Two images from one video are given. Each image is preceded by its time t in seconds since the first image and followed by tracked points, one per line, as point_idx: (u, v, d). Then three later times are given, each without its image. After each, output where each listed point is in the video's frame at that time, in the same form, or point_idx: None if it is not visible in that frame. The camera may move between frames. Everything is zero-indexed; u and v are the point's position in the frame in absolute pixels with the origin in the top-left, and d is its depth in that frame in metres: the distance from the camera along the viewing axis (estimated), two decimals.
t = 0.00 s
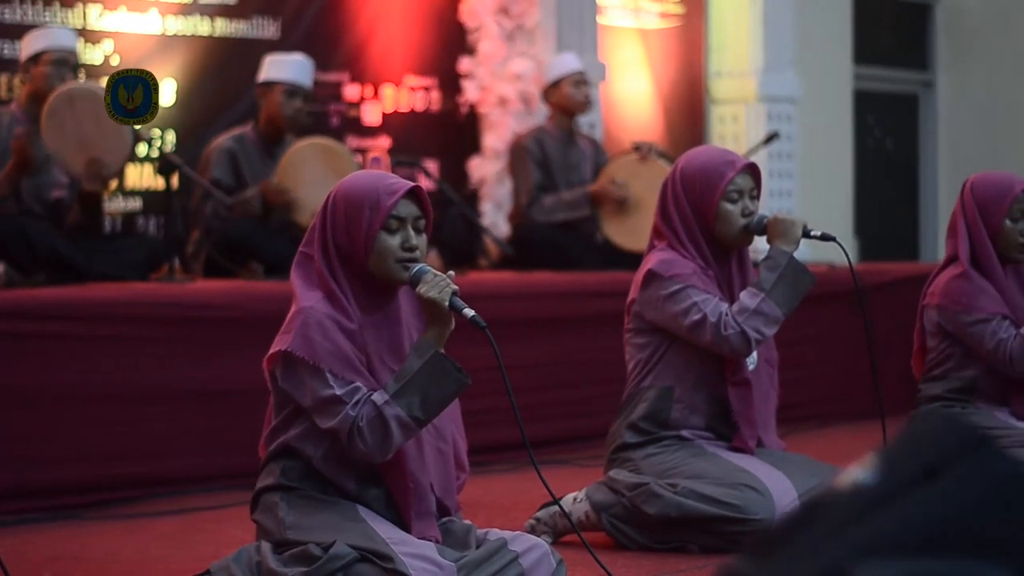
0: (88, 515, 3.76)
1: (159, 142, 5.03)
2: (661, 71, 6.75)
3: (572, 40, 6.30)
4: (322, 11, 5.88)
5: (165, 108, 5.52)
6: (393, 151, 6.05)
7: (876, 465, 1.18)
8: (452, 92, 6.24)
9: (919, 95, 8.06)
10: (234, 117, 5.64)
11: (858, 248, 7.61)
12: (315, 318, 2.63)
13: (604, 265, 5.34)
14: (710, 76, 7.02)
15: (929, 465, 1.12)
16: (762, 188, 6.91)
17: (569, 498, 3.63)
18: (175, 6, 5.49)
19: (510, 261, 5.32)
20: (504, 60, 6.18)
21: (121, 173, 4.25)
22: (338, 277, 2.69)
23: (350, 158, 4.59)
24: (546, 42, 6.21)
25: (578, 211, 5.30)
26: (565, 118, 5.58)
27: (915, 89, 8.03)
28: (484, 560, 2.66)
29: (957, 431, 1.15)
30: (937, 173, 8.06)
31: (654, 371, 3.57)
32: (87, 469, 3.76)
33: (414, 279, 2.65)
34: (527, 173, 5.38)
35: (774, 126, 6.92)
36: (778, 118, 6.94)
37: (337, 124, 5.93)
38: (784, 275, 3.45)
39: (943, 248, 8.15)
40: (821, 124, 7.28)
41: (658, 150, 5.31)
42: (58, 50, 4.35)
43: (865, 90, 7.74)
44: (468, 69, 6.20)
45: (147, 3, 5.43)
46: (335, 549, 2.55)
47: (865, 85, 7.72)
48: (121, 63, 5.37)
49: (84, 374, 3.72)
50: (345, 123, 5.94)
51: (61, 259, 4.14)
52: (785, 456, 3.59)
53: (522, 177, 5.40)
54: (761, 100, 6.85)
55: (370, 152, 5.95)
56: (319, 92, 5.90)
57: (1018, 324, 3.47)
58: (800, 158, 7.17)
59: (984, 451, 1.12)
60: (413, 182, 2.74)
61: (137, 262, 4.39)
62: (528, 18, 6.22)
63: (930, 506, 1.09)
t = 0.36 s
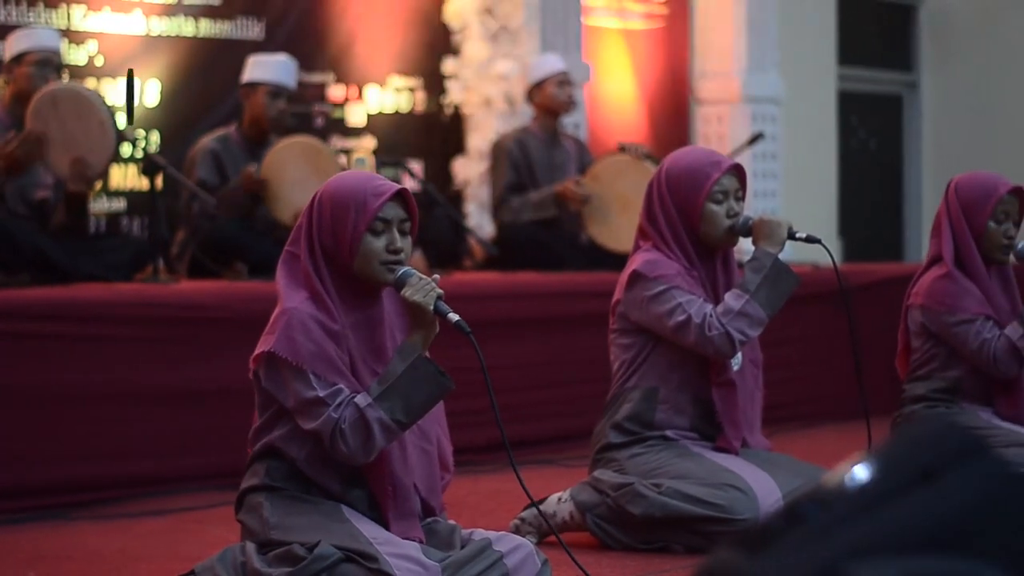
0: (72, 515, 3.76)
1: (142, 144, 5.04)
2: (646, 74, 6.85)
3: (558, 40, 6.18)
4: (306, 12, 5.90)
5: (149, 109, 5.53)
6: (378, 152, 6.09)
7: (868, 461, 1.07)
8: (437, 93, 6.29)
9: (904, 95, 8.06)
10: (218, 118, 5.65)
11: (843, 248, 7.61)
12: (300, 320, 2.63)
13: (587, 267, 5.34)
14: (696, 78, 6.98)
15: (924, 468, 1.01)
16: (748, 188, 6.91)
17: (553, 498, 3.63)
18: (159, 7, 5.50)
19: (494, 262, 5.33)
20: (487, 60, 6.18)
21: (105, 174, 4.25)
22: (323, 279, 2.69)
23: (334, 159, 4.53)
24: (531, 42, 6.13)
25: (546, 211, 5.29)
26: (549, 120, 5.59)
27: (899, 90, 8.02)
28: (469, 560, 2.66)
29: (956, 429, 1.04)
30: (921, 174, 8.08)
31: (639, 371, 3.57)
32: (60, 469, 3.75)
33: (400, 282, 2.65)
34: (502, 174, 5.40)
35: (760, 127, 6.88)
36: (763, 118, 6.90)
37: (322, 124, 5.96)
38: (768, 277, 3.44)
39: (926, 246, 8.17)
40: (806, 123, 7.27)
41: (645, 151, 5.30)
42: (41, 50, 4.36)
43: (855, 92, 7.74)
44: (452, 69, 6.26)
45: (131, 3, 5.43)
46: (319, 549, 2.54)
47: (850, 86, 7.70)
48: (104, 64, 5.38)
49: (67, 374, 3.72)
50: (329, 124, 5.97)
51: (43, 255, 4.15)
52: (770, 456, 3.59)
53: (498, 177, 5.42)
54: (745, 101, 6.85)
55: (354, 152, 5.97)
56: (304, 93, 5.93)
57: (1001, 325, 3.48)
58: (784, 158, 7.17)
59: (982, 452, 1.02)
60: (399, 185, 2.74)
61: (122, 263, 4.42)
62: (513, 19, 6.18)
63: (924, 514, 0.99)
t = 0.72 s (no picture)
0: (55, 516, 3.75)
1: (124, 143, 5.06)
2: (630, 73, 6.98)
3: (541, 39, 6.30)
4: (289, 11, 5.92)
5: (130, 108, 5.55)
6: (361, 151, 6.12)
7: (848, 458, 1.01)
8: (420, 93, 6.30)
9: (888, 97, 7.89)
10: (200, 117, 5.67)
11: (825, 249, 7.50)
12: (282, 321, 2.61)
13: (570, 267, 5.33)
14: (678, 76, 7.13)
15: (918, 466, 0.97)
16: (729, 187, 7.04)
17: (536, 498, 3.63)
18: (141, 6, 5.52)
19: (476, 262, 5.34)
20: (470, 59, 6.20)
21: (87, 173, 4.24)
22: (305, 277, 2.67)
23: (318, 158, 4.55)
24: (514, 42, 6.20)
25: (540, 206, 5.30)
26: (531, 119, 5.58)
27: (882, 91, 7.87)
28: (452, 560, 2.66)
29: (945, 431, 1.01)
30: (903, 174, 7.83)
31: (621, 371, 3.56)
32: (63, 470, 3.77)
33: (379, 280, 2.65)
34: (491, 173, 5.41)
35: (741, 126, 6.97)
36: (744, 118, 6.99)
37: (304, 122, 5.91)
38: (752, 276, 3.43)
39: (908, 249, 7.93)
40: (790, 124, 7.33)
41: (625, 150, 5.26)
42: (22, 49, 4.36)
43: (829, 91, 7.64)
44: (434, 69, 6.25)
45: (113, 2, 5.45)
46: (301, 550, 2.54)
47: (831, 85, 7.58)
48: (86, 63, 5.40)
49: (49, 373, 3.71)
50: (311, 123, 5.97)
51: (24, 259, 4.12)
52: (752, 455, 3.58)
53: (487, 177, 5.42)
54: (728, 101, 6.94)
55: (336, 152, 6.00)
56: (286, 93, 5.94)
57: (982, 325, 3.50)
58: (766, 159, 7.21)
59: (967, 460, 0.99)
60: (379, 182, 2.74)
61: (105, 262, 4.38)
62: (495, 18, 6.20)
63: (912, 515, 0.95)
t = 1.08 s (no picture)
0: (35, 516, 3.74)
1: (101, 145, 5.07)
2: (608, 73, 6.98)
3: (518, 40, 6.31)
4: (267, 11, 5.93)
5: (107, 108, 5.57)
6: (340, 152, 6.09)
7: (840, 463, 0.97)
8: (399, 93, 6.30)
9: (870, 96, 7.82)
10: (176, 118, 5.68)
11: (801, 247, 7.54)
12: (260, 320, 2.60)
13: (548, 267, 5.33)
14: (658, 77, 7.00)
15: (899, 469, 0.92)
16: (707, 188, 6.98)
17: (515, 498, 3.63)
18: (119, 6, 5.52)
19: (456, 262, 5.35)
20: (448, 59, 6.24)
21: (65, 173, 4.24)
22: (283, 277, 2.66)
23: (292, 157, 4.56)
24: (492, 42, 6.24)
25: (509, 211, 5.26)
26: (510, 120, 5.56)
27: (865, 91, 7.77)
28: (430, 560, 2.66)
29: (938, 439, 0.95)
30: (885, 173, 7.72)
31: (601, 371, 3.56)
32: (43, 471, 3.76)
33: (359, 280, 2.63)
34: (468, 174, 5.38)
35: (719, 127, 6.88)
36: (722, 118, 6.90)
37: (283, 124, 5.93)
38: (731, 275, 3.43)
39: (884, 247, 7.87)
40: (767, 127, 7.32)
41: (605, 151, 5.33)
42: None
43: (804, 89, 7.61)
44: (413, 69, 6.27)
45: (91, 2, 5.46)
46: (280, 550, 2.53)
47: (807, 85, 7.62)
48: (64, 62, 5.41)
49: (29, 374, 3.70)
50: (288, 124, 5.94)
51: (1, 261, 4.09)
52: (730, 456, 3.59)
53: (463, 177, 5.39)
54: (706, 102, 6.86)
55: (314, 152, 6.02)
56: (264, 94, 5.93)
57: (959, 325, 3.51)
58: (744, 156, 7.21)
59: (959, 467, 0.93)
60: (357, 182, 2.73)
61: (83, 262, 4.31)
62: (474, 18, 6.25)
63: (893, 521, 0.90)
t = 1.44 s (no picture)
0: (20, 516, 3.74)
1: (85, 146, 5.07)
2: (593, 75, 6.87)
3: (502, 41, 6.32)
4: (252, 11, 5.94)
5: (92, 107, 5.55)
6: (324, 152, 6.10)
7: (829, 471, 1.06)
8: (382, 93, 6.37)
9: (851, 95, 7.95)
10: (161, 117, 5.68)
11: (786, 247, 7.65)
12: (245, 320, 2.60)
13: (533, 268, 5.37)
14: (640, 78, 7.09)
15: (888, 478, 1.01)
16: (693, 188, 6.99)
17: (499, 498, 3.63)
18: (104, 6, 5.52)
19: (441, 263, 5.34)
20: (434, 60, 6.29)
21: (48, 172, 4.23)
22: (269, 278, 2.66)
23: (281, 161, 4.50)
24: (477, 43, 6.27)
25: (495, 211, 5.27)
26: (494, 121, 5.56)
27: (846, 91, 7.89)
28: (415, 561, 2.65)
29: (923, 450, 1.05)
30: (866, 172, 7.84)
31: (585, 372, 3.56)
32: (28, 472, 3.76)
33: (344, 281, 2.61)
34: (453, 174, 5.37)
35: (705, 127, 6.98)
36: (708, 118, 6.99)
37: (267, 125, 5.91)
38: (716, 276, 3.43)
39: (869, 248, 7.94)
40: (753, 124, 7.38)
41: (589, 151, 5.28)
42: None
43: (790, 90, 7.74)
44: (398, 70, 6.34)
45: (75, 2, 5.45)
46: (265, 550, 2.52)
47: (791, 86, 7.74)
48: (48, 63, 5.39)
49: (13, 375, 3.69)
50: (274, 125, 5.98)
51: None
52: (714, 457, 3.58)
53: (448, 178, 5.39)
54: (691, 102, 6.96)
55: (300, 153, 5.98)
56: (248, 93, 5.96)
57: (943, 324, 3.51)
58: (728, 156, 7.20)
59: (946, 479, 1.02)
60: (342, 182, 2.73)
61: (66, 262, 4.32)
62: (458, 18, 6.31)
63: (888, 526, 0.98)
